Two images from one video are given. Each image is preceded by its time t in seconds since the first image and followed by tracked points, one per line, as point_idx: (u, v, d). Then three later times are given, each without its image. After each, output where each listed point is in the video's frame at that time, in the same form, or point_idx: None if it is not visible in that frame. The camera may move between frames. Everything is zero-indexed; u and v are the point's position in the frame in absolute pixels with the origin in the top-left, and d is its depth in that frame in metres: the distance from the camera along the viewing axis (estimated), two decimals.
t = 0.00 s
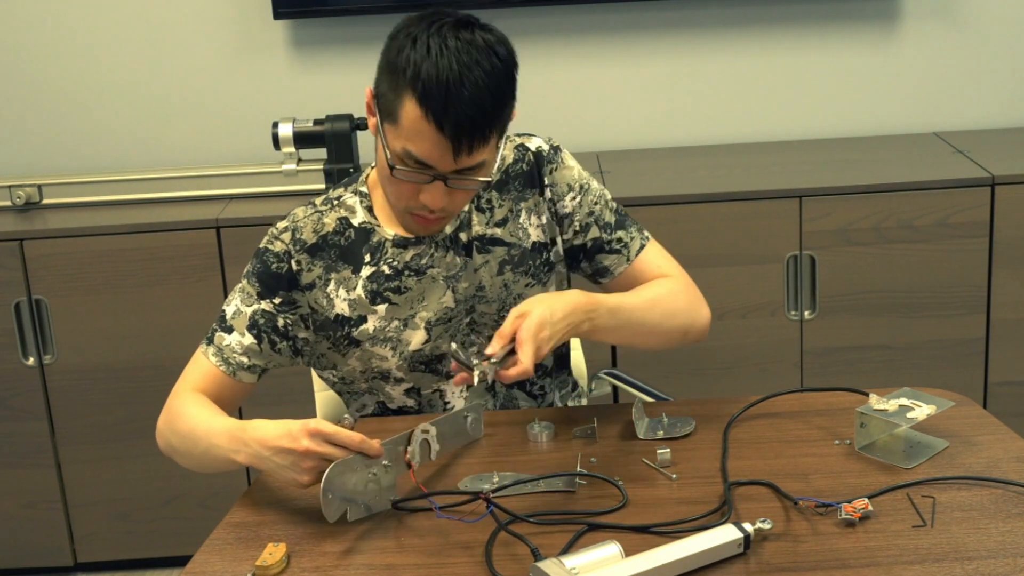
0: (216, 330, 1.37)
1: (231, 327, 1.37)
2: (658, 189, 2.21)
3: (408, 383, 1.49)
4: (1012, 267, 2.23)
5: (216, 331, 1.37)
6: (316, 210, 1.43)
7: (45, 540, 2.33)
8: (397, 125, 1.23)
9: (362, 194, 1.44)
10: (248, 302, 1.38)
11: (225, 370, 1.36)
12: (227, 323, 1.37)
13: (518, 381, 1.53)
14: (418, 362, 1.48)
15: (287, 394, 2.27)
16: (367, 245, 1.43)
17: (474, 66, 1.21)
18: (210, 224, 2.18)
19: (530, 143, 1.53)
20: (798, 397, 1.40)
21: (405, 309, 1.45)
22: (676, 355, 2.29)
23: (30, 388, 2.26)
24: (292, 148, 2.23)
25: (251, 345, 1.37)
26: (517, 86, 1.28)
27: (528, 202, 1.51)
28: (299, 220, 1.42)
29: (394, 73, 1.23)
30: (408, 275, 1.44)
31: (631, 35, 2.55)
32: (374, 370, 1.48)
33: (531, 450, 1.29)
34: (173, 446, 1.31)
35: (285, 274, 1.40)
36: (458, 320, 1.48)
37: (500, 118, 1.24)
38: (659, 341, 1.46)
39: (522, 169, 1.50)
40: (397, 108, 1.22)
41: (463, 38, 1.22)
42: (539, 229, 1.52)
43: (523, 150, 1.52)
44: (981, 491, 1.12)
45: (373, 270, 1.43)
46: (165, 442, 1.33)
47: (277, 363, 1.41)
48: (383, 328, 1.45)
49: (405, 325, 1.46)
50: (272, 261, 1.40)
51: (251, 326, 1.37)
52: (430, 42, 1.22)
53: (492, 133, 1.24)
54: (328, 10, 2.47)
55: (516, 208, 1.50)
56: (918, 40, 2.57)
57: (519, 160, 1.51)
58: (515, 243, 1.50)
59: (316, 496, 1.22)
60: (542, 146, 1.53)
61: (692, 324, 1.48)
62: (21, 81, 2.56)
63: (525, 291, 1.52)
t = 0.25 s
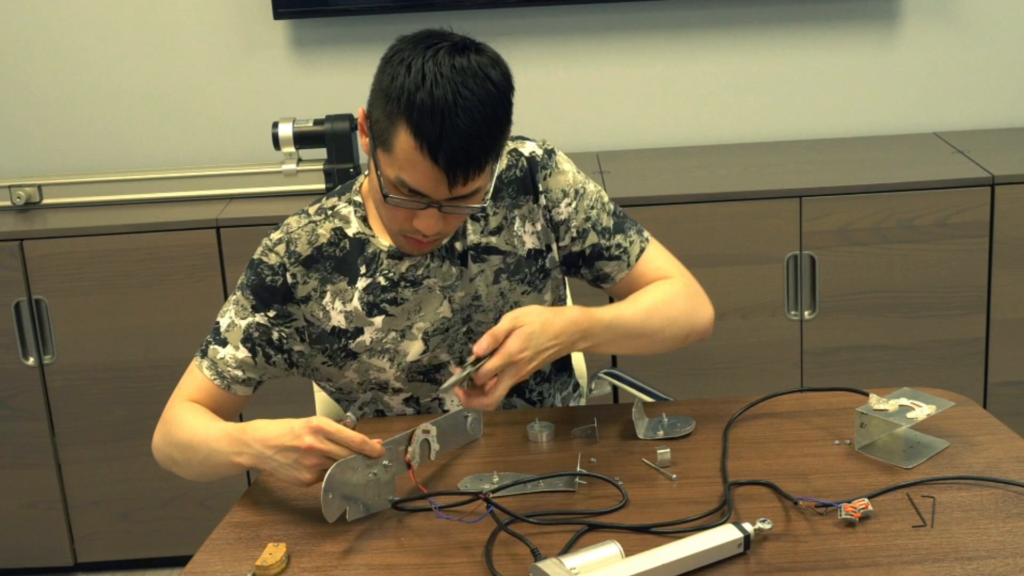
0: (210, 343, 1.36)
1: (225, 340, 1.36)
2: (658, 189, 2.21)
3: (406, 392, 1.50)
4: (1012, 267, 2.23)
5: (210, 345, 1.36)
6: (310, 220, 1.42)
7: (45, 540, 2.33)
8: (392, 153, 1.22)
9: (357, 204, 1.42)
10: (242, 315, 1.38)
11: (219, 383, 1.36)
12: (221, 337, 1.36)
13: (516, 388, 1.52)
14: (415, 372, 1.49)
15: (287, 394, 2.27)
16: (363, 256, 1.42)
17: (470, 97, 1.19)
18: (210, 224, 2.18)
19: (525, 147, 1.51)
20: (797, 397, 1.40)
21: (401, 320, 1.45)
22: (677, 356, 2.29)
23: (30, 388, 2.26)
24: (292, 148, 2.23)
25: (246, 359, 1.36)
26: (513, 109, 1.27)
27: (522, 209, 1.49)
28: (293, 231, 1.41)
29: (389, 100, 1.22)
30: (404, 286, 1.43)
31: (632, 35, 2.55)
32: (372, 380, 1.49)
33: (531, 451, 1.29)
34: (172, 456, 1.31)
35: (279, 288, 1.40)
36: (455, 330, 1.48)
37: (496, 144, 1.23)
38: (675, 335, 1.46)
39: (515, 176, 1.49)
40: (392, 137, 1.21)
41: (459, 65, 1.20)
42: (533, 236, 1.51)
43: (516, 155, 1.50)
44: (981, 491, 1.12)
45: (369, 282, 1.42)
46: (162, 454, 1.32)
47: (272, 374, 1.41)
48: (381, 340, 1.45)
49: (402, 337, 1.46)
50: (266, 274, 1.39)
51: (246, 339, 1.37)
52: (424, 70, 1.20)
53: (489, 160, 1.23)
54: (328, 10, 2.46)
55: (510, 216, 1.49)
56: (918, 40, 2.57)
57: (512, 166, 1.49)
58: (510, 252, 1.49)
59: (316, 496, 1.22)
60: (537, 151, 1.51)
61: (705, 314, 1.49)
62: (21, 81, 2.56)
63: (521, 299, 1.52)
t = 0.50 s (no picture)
0: (208, 347, 1.35)
1: (222, 344, 1.35)
2: (658, 189, 2.21)
3: (404, 395, 1.50)
4: (1013, 267, 2.23)
5: (207, 349, 1.35)
6: (306, 224, 1.42)
7: (45, 540, 2.33)
8: (395, 168, 1.22)
9: (353, 208, 1.42)
10: (240, 319, 1.37)
11: (218, 388, 1.35)
12: (219, 341, 1.35)
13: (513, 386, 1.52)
14: (413, 375, 1.49)
15: (287, 394, 2.27)
16: (360, 261, 1.42)
17: (474, 113, 1.19)
18: (210, 224, 2.18)
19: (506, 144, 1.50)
20: (798, 397, 1.40)
21: (398, 325, 1.45)
22: (677, 356, 2.29)
23: (30, 388, 2.26)
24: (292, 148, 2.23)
25: (244, 363, 1.35)
26: (515, 122, 1.27)
27: (508, 206, 1.48)
28: (290, 236, 1.41)
29: (394, 116, 1.21)
30: (401, 291, 1.44)
31: (632, 36, 2.55)
32: (371, 384, 1.49)
33: (531, 451, 1.29)
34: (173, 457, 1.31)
35: (277, 292, 1.39)
36: (451, 333, 1.48)
37: (501, 160, 1.24)
38: (673, 310, 1.38)
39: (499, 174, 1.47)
40: (398, 154, 1.21)
41: (464, 82, 1.20)
42: (521, 231, 1.49)
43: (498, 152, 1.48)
44: (981, 491, 1.12)
45: (367, 286, 1.43)
46: (162, 456, 1.31)
47: (270, 379, 1.39)
48: (378, 344, 1.46)
49: (399, 341, 1.46)
50: (265, 278, 1.38)
51: (246, 342, 1.36)
52: (429, 87, 1.20)
53: (493, 176, 1.24)
54: (328, 10, 2.46)
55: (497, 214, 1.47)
56: (917, 40, 2.57)
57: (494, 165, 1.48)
58: (499, 251, 1.48)
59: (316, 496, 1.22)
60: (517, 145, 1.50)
61: (705, 278, 1.40)
62: (21, 81, 2.56)
63: (513, 297, 1.52)
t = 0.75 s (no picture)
0: (207, 350, 1.35)
1: (222, 346, 1.35)
2: (659, 189, 2.21)
3: (404, 397, 1.50)
4: (1013, 267, 2.23)
5: (207, 351, 1.35)
6: (306, 226, 1.42)
7: (45, 540, 2.33)
8: (399, 175, 1.22)
9: (352, 209, 1.42)
10: (239, 321, 1.37)
11: (217, 390, 1.35)
12: (219, 343, 1.35)
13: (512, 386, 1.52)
14: (413, 377, 1.48)
15: (287, 394, 2.27)
16: (359, 263, 1.42)
17: (478, 121, 1.19)
18: (210, 224, 2.18)
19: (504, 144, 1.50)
20: (798, 397, 1.40)
21: (398, 327, 1.45)
22: (677, 356, 2.29)
23: (30, 388, 2.26)
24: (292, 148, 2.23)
25: (244, 365, 1.35)
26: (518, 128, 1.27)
27: (507, 207, 1.48)
28: (289, 237, 1.41)
29: (398, 122, 1.21)
30: (400, 293, 1.44)
31: (632, 36, 2.55)
32: (370, 386, 1.49)
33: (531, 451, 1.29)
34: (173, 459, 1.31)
35: (276, 295, 1.39)
36: (451, 334, 1.48)
37: (504, 166, 1.24)
38: (670, 313, 1.38)
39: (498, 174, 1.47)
40: (402, 161, 1.21)
41: (468, 88, 1.20)
42: (519, 232, 1.49)
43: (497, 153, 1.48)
44: (981, 491, 1.12)
45: (366, 288, 1.43)
46: (162, 459, 1.31)
47: (270, 381, 1.39)
48: (378, 346, 1.46)
49: (399, 342, 1.46)
50: (264, 280, 1.38)
51: (245, 345, 1.36)
52: (434, 93, 1.20)
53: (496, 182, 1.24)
54: (328, 10, 2.46)
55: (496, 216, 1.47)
56: (918, 40, 2.57)
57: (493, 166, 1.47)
58: (498, 252, 1.48)
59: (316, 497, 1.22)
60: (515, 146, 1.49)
61: (702, 279, 1.40)
62: (21, 81, 2.56)
63: (512, 298, 1.52)
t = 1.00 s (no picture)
0: (208, 350, 1.36)
1: (222, 347, 1.35)
2: (659, 189, 2.21)
3: (406, 397, 1.50)
4: (1013, 267, 2.23)
5: (206, 352, 1.35)
6: (306, 227, 1.42)
7: (45, 540, 2.33)
8: (410, 177, 1.22)
9: (353, 210, 1.42)
10: (240, 322, 1.37)
11: (217, 392, 1.35)
12: (219, 344, 1.35)
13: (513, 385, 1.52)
14: (414, 378, 1.48)
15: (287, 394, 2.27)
16: (360, 263, 1.42)
17: (490, 121, 1.19)
18: (210, 224, 2.18)
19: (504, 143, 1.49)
20: (798, 397, 1.40)
21: (399, 327, 1.46)
22: (677, 355, 2.29)
23: (31, 388, 2.26)
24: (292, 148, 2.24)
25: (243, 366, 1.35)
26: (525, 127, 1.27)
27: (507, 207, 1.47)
28: (290, 239, 1.41)
29: (409, 125, 1.20)
30: (401, 293, 1.44)
31: (632, 35, 2.55)
32: (372, 386, 1.49)
33: (532, 452, 1.29)
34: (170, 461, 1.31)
35: (277, 296, 1.39)
36: (451, 334, 1.49)
37: (513, 165, 1.24)
38: (664, 315, 1.35)
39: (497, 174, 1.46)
40: (413, 163, 1.20)
41: (478, 89, 1.20)
42: (519, 232, 1.49)
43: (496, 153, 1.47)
44: (981, 491, 1.12)
45: (367, 289, 1.43)
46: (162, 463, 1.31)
47: (270, 381, 1.39)
48: (379, 346, 1.46)
49: (400, 343, 1.46)
50: (264, 281, 1.38)
51: (245, 346, 1.36)
52: (446, 95, 1.19)
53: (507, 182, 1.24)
54: (328, 10, 2.46)
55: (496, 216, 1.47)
56: (918, 40, 2.57)
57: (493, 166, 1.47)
58: (498, 252, 1.47)
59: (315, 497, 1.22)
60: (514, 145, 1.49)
61: (697, 281, 1.37)
62: (21, 80, 2.56)
63: (512, 297, 1.52)
